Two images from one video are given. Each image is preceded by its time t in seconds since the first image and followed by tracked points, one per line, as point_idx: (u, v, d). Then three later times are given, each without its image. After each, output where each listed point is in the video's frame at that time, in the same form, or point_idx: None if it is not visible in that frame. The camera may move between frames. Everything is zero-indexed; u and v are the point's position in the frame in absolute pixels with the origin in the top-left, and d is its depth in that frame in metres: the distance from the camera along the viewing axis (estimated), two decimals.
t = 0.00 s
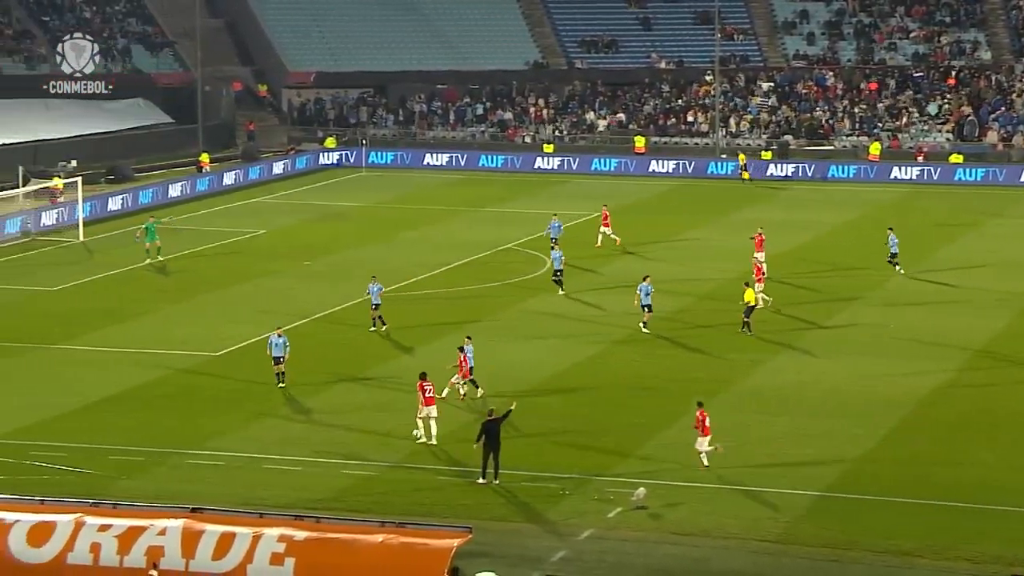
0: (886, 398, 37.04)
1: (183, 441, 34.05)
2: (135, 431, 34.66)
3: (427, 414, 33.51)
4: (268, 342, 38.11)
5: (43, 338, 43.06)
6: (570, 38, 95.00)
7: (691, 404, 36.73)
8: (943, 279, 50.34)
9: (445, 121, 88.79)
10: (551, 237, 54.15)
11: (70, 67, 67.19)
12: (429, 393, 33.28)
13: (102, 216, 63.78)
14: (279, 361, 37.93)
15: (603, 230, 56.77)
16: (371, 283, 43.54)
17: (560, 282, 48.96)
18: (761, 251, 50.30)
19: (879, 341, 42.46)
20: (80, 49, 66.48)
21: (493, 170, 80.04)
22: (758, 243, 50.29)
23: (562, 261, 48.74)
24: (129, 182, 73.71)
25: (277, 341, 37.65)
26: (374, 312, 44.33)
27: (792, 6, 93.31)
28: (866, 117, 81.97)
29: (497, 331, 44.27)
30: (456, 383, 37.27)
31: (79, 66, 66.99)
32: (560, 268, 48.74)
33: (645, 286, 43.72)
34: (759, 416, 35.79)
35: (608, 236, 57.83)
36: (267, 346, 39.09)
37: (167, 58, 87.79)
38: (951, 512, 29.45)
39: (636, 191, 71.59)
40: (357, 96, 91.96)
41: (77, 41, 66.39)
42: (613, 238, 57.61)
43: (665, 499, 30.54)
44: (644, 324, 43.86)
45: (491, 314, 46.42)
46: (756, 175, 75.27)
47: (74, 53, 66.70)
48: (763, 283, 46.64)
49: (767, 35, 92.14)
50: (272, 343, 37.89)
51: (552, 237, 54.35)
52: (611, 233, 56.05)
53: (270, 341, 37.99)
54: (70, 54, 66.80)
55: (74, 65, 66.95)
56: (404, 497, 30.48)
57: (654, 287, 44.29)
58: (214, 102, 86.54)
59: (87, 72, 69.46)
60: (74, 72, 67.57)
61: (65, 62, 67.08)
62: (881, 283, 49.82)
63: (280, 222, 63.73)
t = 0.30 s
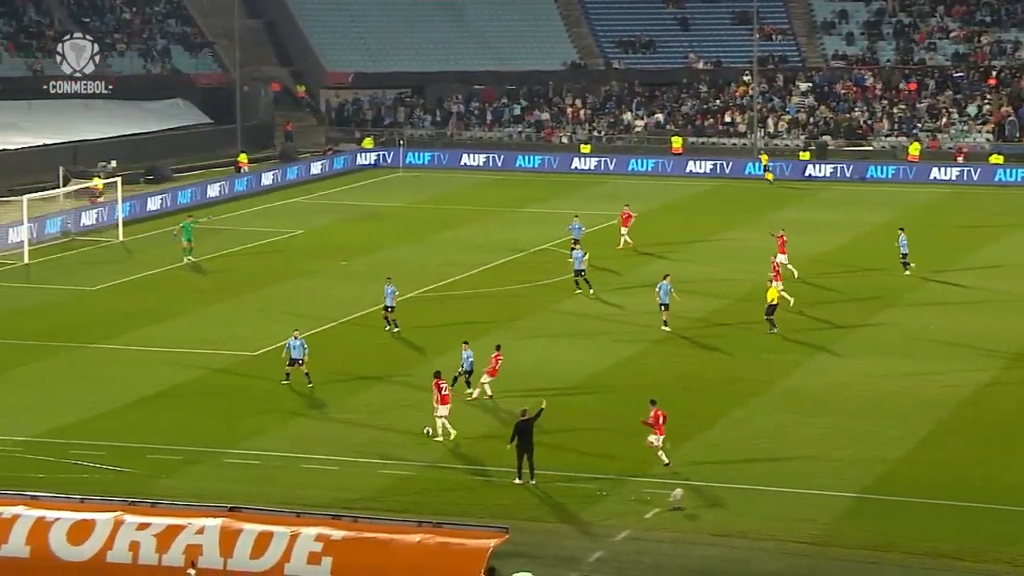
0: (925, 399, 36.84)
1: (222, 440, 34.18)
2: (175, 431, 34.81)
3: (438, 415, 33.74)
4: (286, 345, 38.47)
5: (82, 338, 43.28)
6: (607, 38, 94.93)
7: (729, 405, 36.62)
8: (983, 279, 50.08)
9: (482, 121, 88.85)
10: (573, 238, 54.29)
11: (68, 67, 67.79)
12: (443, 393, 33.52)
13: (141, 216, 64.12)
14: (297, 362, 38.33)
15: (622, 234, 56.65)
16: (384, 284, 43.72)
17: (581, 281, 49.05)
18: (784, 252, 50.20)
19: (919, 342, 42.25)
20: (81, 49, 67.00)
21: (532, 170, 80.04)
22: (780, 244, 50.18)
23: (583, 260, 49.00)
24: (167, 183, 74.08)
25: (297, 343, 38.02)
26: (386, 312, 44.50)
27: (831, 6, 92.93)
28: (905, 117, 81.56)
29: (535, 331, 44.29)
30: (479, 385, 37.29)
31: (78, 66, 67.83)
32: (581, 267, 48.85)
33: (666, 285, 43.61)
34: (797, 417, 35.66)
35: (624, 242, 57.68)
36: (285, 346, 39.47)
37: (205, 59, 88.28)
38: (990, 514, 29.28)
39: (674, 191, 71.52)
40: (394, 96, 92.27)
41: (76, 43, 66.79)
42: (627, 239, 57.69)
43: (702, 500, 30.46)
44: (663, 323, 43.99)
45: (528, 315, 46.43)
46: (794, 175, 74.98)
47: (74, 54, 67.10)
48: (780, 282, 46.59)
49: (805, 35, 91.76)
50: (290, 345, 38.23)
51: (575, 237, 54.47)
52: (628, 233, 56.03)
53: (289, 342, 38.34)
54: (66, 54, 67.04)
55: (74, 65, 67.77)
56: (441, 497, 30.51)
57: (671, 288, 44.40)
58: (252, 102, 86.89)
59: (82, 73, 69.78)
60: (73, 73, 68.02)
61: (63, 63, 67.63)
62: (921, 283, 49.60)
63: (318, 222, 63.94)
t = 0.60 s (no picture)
0: (961, 400, 36.66)
1: (257, 439, 34.31)
2: (210, 430, 34.97)
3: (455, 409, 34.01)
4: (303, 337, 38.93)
5: (118, 337, 43.49)
6: (643, 38, 94.81)
7: (763, 406, 36.53)
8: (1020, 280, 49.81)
9: (517, 121, 88.81)
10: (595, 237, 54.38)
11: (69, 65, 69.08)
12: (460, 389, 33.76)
13: (177, 216, 64.44)
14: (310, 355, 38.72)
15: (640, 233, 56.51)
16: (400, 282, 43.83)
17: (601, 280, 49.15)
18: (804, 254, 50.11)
19: (955, 342, 42.07)
20: (81, 51, 68.23)
21: (567, 170, 80.01)
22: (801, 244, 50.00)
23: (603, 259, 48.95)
24: (203, 182, 74.39)
25: (309, 336, 38.45)
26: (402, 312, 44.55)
27: (867, 5, 92.54)
28: (942, 117, 81.11)
29: (569, 331, 44.29)
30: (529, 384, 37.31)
31: (78, 66, 68.96)
32: (602, 266, 48.94)
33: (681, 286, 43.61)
34: (831, 417, 35.55)
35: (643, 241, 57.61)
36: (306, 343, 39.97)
37: (242, 59, 88.77)
38: None
39: (710, 192, 71.35)
40: (429, 96, 92.45)
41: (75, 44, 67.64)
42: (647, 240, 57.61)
43: (736, 501, 30.39)
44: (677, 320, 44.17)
45: (562, 315, 46.44)
46: (830, 176, 74.74)
47: (74, 55, 68.35)
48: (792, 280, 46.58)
49: (842, 34, 91.39)
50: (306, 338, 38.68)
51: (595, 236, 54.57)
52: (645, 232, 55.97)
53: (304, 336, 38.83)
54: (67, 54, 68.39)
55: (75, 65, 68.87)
56: (475, 497, 30.55)
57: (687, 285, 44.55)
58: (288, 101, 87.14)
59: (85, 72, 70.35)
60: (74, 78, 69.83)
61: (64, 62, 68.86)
62: (957, 284, 49.36)
63: (353, 222, 64.10)
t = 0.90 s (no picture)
0: (997, 402, 36.47)
1: (291, 439, 34.43)
2: (244, 429, 35.11)
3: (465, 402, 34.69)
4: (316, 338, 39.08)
5: (153, 337, 43.71)
6: (676, 38, 94.66)
7: (797, 406, 36.42)
8: None
9: (550, 121, 88.74)
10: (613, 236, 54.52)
11: (69, 66, 70.57)
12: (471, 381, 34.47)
13: (212, 216, 64.74)
14: (326, 357, 38.95)
15: (660, 234, 56.38)
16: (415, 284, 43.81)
17: (619, 279, 49.28)
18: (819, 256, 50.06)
19: (991, 343, 41.85)
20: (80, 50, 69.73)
21: (601, 170, 79.93)
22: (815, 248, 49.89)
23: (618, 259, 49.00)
24: (238, 182, 74.62)
25: (324, 338, 38.62)
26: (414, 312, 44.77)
27: (902, 5, 92.20)
28: (978, 117, 80.63)
29: (603, 331, 44.27)
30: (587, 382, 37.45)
31: (79, 66, 70.41)
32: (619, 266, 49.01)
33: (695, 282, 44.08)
34: (866, 418, 35.41)
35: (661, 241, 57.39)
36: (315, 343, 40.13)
37: (276, 59, 89.31)
38: None
39: (744, 192, 71.20)
40: (462, 96, 92.61)
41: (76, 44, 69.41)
42: (663, 242, 57.38)
43: (769, 502, 30.31)
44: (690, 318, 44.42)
45: (596, 315, 46.44)
46: (864, 176, 74.43)
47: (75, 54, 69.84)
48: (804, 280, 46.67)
49: (877, 34, 91.01)
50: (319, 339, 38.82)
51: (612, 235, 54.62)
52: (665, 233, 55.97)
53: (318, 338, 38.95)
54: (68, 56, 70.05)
55: (75, 65, 70.35)
56: (507, 497, 30.56)
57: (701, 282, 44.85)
58: (322, 102, 87.34)
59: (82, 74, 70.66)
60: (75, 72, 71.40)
61: (64, 62, 70.38)
62: (993, 284, 49.12)
63: (387, 222, 64.24)
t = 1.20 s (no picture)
0: None
1: (317, 439, 34.52)
2: (270, 429, 35.20)
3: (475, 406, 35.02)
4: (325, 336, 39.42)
5: (180, 337, 43.88)
6: (702, 38, 94.51)
7: (823, 407, 36.33)
8: None
9: (575, 121, 88.77)
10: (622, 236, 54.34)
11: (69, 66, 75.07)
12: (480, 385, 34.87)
13: (238, 216, 64.96)
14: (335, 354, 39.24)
15: (676, 234, 56.40)
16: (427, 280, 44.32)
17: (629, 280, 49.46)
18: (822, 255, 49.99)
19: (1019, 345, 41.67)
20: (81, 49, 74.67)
21: (626, 170, 79.92)
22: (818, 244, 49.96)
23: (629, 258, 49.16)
24: (264, 183, 74.83)
25: (334, 335, 38.95)
26: (426, 308, 45.12)
27: (929, 5, 91.90)
28: (1006, 117, 80.27)
29: (628, 332, 44.26)
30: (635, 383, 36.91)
31: (78, 66, 75.19)
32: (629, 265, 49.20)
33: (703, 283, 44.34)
34: (892, 419, 35.31)
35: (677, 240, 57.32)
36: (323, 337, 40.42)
37: (302, 60, 89.66)
38: None
39: (769, 192, 71.19)
40: (488, 96, 92.72)
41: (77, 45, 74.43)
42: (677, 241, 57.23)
43: (795, 504, 30.25)
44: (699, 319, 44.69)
45: (621, 315, 46.44)
46: (890, 176, 74.25)
47: (75, 53, 74.68)
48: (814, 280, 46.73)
49: (903, 34, 90.72)
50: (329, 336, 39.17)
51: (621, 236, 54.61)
52: (681, 234, 56.02)
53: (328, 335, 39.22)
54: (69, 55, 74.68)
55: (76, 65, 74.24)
56: (532, 498, 30.57)
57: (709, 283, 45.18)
58: (348, 103, 87.67)
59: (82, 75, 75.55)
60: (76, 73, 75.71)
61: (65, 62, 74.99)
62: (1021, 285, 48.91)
63: (413, 222, 64.38)
